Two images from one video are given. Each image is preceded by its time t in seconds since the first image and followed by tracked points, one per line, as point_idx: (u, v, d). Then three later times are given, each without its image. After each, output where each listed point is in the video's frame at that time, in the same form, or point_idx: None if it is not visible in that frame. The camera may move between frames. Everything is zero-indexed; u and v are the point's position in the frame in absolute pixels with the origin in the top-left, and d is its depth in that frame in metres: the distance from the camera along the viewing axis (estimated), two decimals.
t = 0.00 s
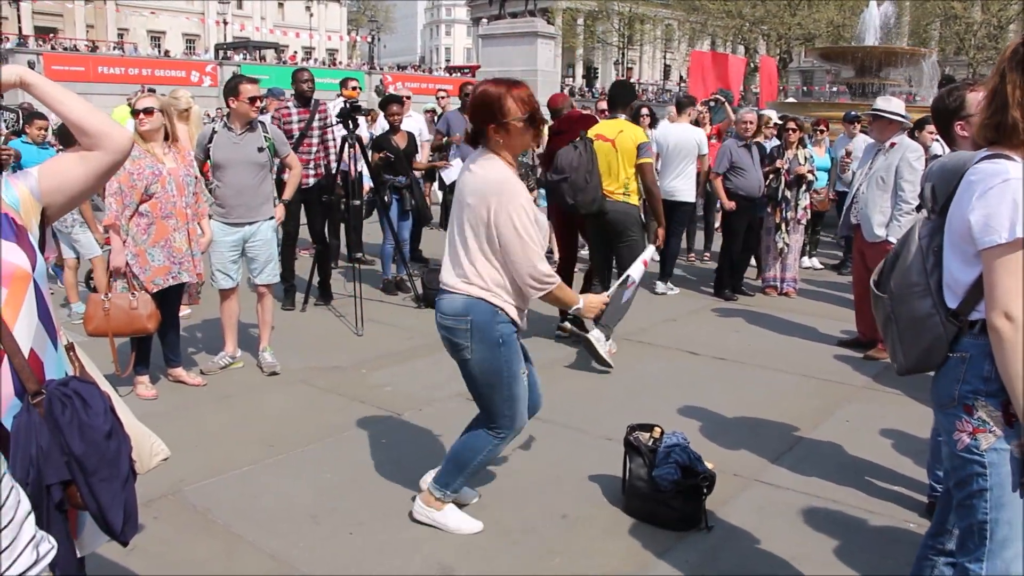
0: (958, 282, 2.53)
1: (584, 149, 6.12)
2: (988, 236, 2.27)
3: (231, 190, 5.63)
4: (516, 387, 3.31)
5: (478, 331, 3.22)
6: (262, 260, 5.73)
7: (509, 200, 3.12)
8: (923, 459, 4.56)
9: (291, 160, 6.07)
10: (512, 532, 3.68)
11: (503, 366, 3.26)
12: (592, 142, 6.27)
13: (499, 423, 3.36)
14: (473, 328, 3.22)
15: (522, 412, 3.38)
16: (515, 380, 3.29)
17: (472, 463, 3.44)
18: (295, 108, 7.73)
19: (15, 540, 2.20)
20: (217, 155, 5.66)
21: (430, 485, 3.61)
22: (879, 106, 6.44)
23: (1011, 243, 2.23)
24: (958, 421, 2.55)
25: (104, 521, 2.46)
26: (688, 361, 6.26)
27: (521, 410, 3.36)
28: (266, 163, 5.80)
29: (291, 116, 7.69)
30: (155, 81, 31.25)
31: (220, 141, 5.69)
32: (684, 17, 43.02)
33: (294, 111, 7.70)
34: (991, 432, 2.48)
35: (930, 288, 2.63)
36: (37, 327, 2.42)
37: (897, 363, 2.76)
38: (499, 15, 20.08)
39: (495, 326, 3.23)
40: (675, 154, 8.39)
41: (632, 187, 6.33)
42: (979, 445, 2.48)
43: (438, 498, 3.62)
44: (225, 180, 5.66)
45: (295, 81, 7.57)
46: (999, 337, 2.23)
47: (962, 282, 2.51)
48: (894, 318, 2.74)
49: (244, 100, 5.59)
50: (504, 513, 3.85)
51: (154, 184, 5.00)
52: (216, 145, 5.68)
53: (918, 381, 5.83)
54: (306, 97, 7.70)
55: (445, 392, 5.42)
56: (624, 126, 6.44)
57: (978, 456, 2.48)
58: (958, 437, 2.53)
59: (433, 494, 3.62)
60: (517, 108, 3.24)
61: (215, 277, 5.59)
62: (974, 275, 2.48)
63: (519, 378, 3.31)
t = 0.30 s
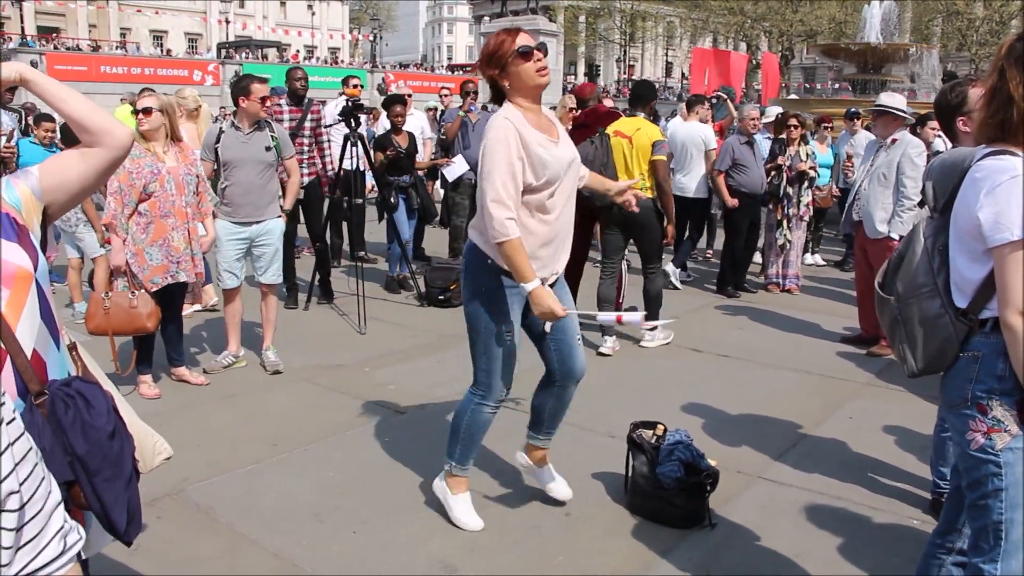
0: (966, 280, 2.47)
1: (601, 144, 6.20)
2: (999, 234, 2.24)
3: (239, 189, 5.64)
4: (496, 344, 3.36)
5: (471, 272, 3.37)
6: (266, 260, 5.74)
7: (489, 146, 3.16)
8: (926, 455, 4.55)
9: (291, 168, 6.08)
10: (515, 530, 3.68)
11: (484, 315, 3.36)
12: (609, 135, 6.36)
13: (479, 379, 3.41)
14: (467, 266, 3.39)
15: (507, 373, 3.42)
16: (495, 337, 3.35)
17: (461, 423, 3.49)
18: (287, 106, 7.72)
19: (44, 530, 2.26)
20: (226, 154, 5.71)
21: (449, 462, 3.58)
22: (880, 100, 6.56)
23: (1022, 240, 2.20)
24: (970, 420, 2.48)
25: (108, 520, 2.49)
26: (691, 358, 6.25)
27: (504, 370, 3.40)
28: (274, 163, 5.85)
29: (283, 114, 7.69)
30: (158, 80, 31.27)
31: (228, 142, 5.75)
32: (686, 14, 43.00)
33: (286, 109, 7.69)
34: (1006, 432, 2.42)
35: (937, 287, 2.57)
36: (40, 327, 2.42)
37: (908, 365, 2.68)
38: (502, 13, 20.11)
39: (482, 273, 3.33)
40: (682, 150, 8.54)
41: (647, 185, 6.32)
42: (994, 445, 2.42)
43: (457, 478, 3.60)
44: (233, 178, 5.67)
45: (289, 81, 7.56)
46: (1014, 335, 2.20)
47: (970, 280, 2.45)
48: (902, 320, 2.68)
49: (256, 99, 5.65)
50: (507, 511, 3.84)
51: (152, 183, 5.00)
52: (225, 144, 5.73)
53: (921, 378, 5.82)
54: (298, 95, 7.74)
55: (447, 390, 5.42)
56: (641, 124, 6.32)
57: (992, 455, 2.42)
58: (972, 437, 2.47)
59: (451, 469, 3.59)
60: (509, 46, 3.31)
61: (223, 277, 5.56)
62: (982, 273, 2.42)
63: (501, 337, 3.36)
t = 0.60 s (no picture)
0: (937, 277, 2.46)
1: (614, 142, 6.31)
2: (969, 231, 2.28)
3: (222, 190, 5.60)
4: (503, 362, 3.36)
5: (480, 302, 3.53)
6: (247, 259, 5.69)
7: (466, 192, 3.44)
8: (902, 451, 4.59)
9: (268, 169, 6.01)
10: (494, 529, 3.68)
11: (492, 338, 3.42)
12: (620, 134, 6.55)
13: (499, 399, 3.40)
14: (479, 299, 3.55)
15: (521, 392, 3.34)
16: (500, 353, 3.37)
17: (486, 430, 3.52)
18: (258, 106, 7.55)
19: (26, 528, 2.23)
20: (207, 155, 5.67)
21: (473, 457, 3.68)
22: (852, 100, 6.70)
23: (991, 236, 2.24)
24: (943, 416, 2.47)
25: (79, 523, 2.46)
26: (670, 356, 6.27)
27: (517, 388, 3.34)
28: (254, 163, 5.81)
29: (253, 116, 7.52)
30: (134, 79, 30.98)
31: (209, 142, 5.72)
32: (665, 13, 43.19)
33: (256, 110, 7.53)
34: (978, 426, 2.40)
35: (908, 284, 2.55)
36: (9, 329, 2.38)
37: (880, 363, 2.65)
38: (480, 12, 20.10)
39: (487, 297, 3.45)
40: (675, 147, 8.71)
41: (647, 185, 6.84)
42: (966, 440, 2.42)
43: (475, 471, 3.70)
44: (214, 179, 5.63)
45: (257, 80, 7.47)
46: (987, 333, 2.26)
47: (942, 277, 2.44)
48: (875, 318, 2.65)
49: (238, 99, 5.61)
50: (485, 511, 3.84)
51: (125, 183, 4.95)
52: (205, 144, 5.70)
53: (897, 374, 5.88)
54: (269, 95, 7.57)
55: (426, 390, 5.41)
56: (649, 127, 6.89)
57: (965, 450, 2.42)
58: (945, 432, 2.46)
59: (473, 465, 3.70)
60: (531, 77, 3.42)
61: (202, 278, 5.52)
62: (953, 269, 2.41)
63: (505, 353, 3.37)
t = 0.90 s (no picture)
0: (900, 271, 2.49)
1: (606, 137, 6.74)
2: (929, 227, 2.31)
3: (192, 182, 5.53)
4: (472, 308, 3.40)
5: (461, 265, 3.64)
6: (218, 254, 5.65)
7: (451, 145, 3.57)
8: (873, 446, 4.65)
9: (240, 162, 5.91)
10: (466, 525, 3.68)
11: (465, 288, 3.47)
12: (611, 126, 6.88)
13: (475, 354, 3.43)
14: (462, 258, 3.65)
15: (490, 336, 3.35)
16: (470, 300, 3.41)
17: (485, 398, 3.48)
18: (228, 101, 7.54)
19: None
20: (178, 148, 5.60)
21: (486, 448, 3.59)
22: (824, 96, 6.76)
23: (950, 232, 2.27)
24: (903, 408, 2.50)
25: (45, 521, 2.44)
26: (643, 351, 6.30)
27: (487, 332, 3.36)
28: (226, 157, 5.75)
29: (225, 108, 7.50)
30: (105, 71, 30.60)
31: (180, 134, 5.63)
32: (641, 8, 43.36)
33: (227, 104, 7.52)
34: (936, 418, 2.44)
35: (872, 278, 2.57)
36: None
37: (844, 354, 2.68)
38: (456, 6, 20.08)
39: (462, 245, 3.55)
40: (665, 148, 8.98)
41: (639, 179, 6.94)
42: (925, 431, 2.45)
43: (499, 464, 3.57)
44: (186, 172, 5.56)
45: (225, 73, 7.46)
46: (944, 327, 2.30)
47: (905, 271, 2.47)
48: (839, 312, 2.67)
49: (210, 91, 5.56)
50: (459, 507, 3.84)
51: (94, 176, 4.89)
52: (177, 137, 5.62)
53: (867, 369, 5.95)
54: (236, 88, 7.52)
55: (400, 385, 5.40)
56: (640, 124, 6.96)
57: (923, 441, 2.45)
58: (904, 424, 2.49)
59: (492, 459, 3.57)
60: (519, 35, 3.42)
61: (173, 272, 5.47)
62: (914, 264, 2.45)
63: (474, 299, 3.40)
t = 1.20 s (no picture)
0: (879, 274, 2.51)
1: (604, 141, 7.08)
2: (907, 230, 2.33)
3: (170, 188, 5.54)
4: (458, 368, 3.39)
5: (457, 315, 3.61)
6: (198, 258, 5.62)
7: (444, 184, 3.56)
8: (858, 448, 4.68)
9: (218, 167, 5.89)
10: (452, 530, 3.68)
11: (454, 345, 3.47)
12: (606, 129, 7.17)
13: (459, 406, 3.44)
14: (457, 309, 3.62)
15: (474, 397, 3.36)
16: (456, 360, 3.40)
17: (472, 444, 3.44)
18: (214, 105, 7.53)
19: None
20: (155, 153, 5.60)
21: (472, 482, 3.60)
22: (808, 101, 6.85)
23: (927, 236, 2.29)
24: (881, 410, 2.52)
25: (27, 530, 2.45)
26: (629, 355, 6.32)
27: (470, 393, 3.36)
28: (204, 162, 5.75)
29: (212, 113, 7.50)
30: (88, 75, 30.43)
31: (157, 140, 5.64)
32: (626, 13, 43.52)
33: (214, 109, 7.49)
34: (913, 420, 2.46)
35: (851, 280, 2.59)
36: None
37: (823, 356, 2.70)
38: (442, 11, 20.11)
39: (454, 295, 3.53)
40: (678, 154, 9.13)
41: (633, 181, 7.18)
42: (903, 432, 2.47)
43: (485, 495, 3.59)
44: (163, 178, 5.58)
45: (217, 77, 7.31)
46: (921, 329, 2.32)
47: (883, 273, 2.49)
48: (818, 313, 2.69)
49: (185, 96, 5.54)
50: (445, 512, 3.84)
51: (78, 181, 4.85)
52: (154, 144, 5.63)
53: (852, 372, 5.99)
54: (227, 93, 7.52)
55: (387, 390, 5.39)
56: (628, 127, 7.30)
57: (902, 443, 2.47)
58: (883, 426, 2.51)
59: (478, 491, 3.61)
60: (515, 78, 3.30)
61: (153, 279, 5.45)
62: (893, 267, 2.46)
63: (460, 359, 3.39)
